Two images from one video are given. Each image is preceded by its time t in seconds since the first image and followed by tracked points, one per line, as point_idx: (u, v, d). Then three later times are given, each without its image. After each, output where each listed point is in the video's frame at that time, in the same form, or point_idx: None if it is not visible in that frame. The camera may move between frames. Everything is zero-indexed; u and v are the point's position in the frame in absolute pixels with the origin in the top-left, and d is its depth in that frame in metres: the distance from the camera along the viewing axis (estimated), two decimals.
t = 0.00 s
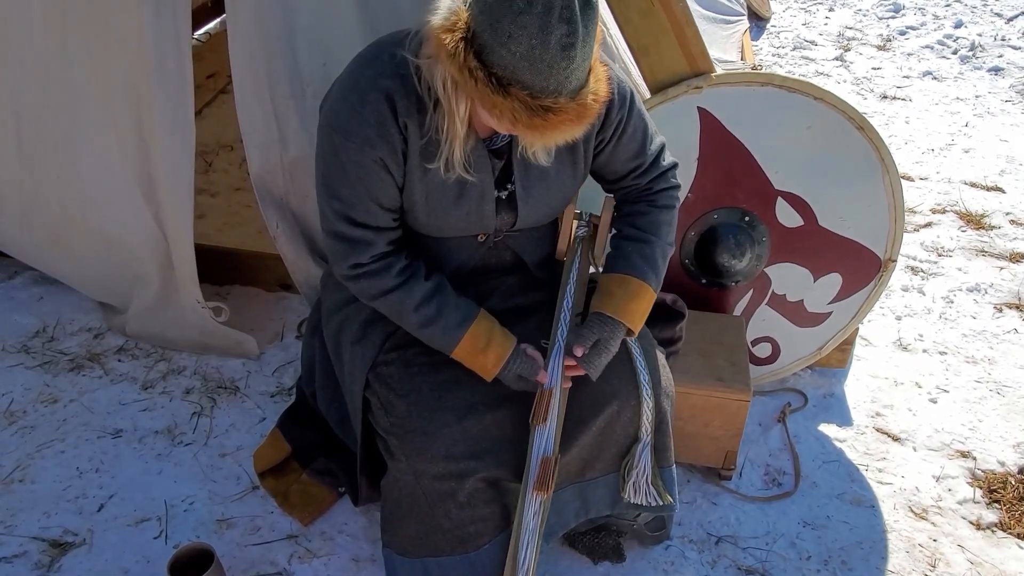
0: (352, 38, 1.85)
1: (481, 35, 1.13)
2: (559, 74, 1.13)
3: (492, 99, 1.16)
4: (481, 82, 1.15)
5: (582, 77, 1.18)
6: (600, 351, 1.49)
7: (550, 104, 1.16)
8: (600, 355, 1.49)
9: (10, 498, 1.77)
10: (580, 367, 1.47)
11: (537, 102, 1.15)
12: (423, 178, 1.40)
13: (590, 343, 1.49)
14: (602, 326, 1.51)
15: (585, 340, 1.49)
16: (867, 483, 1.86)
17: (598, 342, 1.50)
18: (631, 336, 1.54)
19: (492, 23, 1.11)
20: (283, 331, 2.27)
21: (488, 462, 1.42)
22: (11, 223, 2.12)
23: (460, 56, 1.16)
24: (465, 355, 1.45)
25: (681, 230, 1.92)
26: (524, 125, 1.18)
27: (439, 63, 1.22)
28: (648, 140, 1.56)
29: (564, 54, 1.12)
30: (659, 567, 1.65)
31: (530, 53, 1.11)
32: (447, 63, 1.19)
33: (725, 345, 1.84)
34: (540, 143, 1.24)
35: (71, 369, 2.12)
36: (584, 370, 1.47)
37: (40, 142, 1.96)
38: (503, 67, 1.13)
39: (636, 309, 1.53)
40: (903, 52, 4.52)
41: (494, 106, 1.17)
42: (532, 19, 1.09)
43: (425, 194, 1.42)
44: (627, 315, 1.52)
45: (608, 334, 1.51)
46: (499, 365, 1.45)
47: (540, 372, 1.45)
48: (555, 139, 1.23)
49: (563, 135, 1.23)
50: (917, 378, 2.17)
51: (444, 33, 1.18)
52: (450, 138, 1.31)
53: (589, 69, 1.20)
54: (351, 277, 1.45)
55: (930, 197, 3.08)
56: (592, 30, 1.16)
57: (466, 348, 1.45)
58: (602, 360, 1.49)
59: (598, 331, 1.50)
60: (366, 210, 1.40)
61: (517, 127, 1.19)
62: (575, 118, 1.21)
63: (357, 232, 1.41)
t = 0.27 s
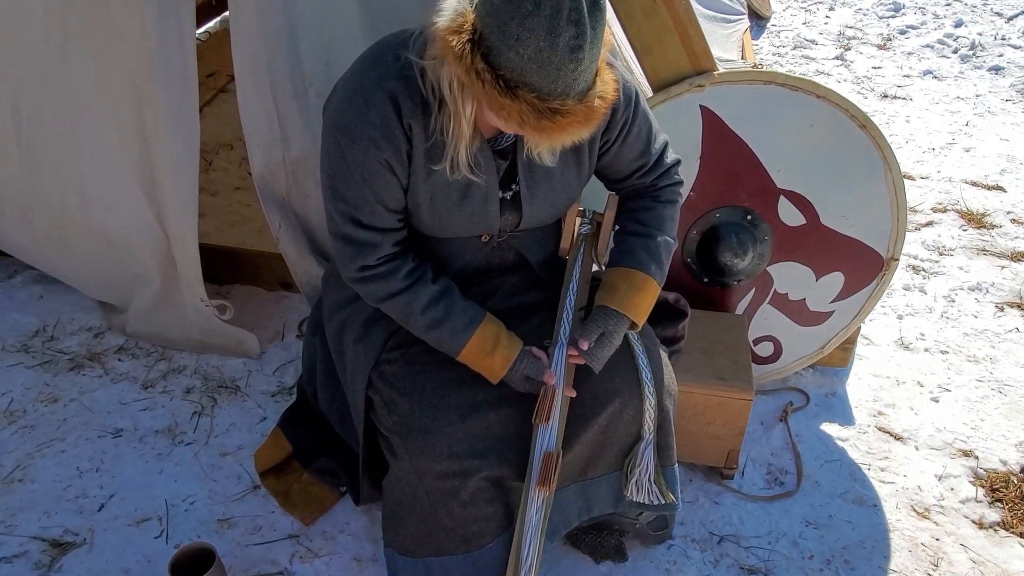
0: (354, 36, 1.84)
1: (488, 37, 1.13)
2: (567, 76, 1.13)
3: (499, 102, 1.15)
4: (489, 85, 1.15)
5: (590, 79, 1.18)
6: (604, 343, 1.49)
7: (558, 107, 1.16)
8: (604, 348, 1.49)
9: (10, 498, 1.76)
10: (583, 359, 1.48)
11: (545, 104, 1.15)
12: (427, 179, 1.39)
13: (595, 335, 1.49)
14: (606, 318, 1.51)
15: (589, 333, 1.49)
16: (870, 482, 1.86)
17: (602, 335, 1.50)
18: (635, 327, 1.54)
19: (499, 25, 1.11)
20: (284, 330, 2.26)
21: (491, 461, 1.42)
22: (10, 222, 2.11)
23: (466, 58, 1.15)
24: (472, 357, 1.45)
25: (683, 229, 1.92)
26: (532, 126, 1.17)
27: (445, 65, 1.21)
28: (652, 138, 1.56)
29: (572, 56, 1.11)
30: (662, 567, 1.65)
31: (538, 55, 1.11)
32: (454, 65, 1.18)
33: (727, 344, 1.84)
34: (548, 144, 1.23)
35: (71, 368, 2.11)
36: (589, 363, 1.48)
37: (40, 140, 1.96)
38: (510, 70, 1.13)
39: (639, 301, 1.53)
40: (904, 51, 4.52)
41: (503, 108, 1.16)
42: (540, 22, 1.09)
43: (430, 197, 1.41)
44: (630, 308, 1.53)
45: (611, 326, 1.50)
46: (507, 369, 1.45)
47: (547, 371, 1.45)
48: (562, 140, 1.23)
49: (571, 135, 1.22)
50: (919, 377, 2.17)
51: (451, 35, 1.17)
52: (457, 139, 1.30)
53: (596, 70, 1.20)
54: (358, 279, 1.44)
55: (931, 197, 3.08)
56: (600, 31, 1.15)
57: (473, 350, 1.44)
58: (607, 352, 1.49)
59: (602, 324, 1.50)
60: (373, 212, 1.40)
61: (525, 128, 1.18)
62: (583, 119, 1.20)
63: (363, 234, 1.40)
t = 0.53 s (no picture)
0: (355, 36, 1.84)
1: (483, 29, 1.13)
2: (561, 68, 1.12)
3: (493, 94, 1.15)
4: (483, 77, 1.14)
5: (586, 72, 1.17)
6: (603, 345, 1.49)
7: (552, 99, 1.15)
8: (603, 349, 1.49)
9: (10, 498, 1.76)
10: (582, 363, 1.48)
11: (539, 97, 1.14)
12: (428, 181, 1.39)
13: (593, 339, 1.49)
14: (604, 319, 1.51)
15: (587, 337, 1.48)
16: (870, 481, 1.86)
17: (600, 337, 1.50)
18: (634, 328, 1.54)
19: (493, 17, 1.11)
20: (284, 330, 2.26)
21: (493, 461, 1.42)
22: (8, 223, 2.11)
23: (462, 50, 1.15)
24: (472, 358, 1.45)
25: (684, 230, 1.92)
26: (525, 118, 1.16)
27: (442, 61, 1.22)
28: (652, 139, 1.56)
29: (566, 47, 1.11)
30: (663, 567, 1.65)
31: (532, 46, 1.10)
32: (450, 59, 1.18)
33: (729, 344, 1.84)
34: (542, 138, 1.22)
35: (71, 368, 2.11)
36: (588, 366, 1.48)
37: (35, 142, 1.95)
38: (504, 61, 1.13)
39: (637, 302, 1.53)
40: (903, 52, 4.52)
41: (495, 99, 1.16)
42: (533, 12, 1.09)
43: (431, 199, 1.41)
44: (628, 310, 1.53)
45: (609, 328, 1.50)
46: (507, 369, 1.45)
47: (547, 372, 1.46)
48: (557, 134, 1.21)
49: (566, 130, 1.21)
50: (919, 377, 2.17)
51: (448, 28, 1.18)
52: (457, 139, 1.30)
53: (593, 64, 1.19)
54: (360, 282, 1.44)
55: (930, 197, 3.08)
56: (596, 23, 1.15)
57: (473, 352, 1.44)
58: (605, 354, 1.49)
59: (600, 326, 1.50)
60: (375, 216, 1.39)
61: (518, 121, 1.17)
62: (578, 112, 1.19)
63: (365, 237, 1.40)
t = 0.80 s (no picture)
0: (357, 37, 1.84)
1: (478, 34, 1.14)
2: (555, 72, 1.13)
3: (488, 98, 1.16)
4: (478, 81, 1.15)
5: (581, 75, 1.18)
6: (607, 348, 1.49)
7: (547, 102, 1.16)
8: (607, 352, 1.49)
9: (13, 499, 1.76)
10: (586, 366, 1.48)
11: (533, 101, 1.15)
12: (431, 184, 1.39)
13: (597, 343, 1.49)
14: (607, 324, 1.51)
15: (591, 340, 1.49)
16: (871, 481, 1.87)
17: (604, 340, 1.50)
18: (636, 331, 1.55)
19: (488, 21, 1.12)
20: (286, 330, 2.26)
21: (496, 461, 1.42)
22: None
23: (457, 55, 1.16)
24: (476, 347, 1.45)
25: (685, 230, 1.93)
26: (519, 123, 1.17)
27: (439, 64, 1.23)
28: (653, 141, 1.56)
29: (560, 52, 1.11)
30: (665, 566, 1.65)
31: (526, 50, 1.11)
32: (447, 63, 1.19)
33: (730, 344, 1.85)
34: (537, 142, 1.22)
35: (73, 369, 2.11)
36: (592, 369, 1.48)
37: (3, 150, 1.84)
38: (499, 65, 1.13)
39: (640, 303, 1.54)
40: (902, 52, 4.53)
41: (489, 104, 1.16)
42: (527, 16, 1.09)
43: (433, 201, 1.42)
44: (632, 312, 1.53)
45: (612, 332, 1.51)
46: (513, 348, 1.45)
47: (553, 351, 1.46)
48: (551, 139, 1.22)
49: (561, 134, 1.21)
50: (920, 377, 2.18)
51: (445, 32, 1.19)
52: (456, 143, 1.31)
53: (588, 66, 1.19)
54: (361, 282, 1.45)
55: (930, 197, 3.09)
56: (591, 27, 1.15)
57: (477, 341, 1.45)
58: (609, 356, 1.50)
59: (603, 330, 1.50)
60: (378, 219, 1.40)
61: (512, 125, 1.18)
62: (572, 116, 1.19)
63: (368, 239, 1.40)
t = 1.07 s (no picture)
0: (356, 38, 1.84)
1: (475, 46, 1.14)
2: (553, 84, 1.13)
3: (487, 111, 1.16)
4: (477, 94, 1.15)
5: (579, 85, 1.18)
6: (624, 340, 1.50)
7: (546, 114, 1.16)
8: (625, 343, 1.50)
9: (12, 499, 1.76)
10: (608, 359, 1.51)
11: (533, 112, 1.15)
12: (430, 188, 1.39)
13: (612, 334, 1.51)
14: (619, 316, 1.52)
15: (607, 333, 1.51)
16: (870, 481, 1.87)
17: (620, 332, 1.51)
18: (656, 318, 1.54)
19: (485, 34, 1.12)
20: (285, 331, 2.26)
21: (495, 462, 1.43)
22: None
23: (455, 67, 1.16)
24: (477, 348, 1.46)
25: (684, 231, 1.93)
26: (520, 134, 1.17)
27: (437, 75, 1.22)
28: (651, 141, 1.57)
29: (558, 64, 1.11)
30: (664, 566, 1.66)
31: (524, 63, 1.11)
32: (444, 74, 1.19)
33: (728, 345, 1.85)
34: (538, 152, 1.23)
35: (72, 369, 2.11)
36: (614, 362, 1.50)
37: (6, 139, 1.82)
38: (497, 78, 1.13)
39: (649, 291, 1.53)
40: (900, 52, 4.54)
41: (490, 116, 1.16)
42: (523, 31, 1.09)
43: (432, 205, 1.42)
44: (644, 301, 1.53)
45: (628, 323, 1.51)
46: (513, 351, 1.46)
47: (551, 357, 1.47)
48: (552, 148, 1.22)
49: (562, 142, 1.22)
50: (917, 377, 2.18)
51: (441, 44, 1.18)
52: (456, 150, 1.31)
53: (586, 76, 1.20)
54: (359, 284, 1.45)
55: (927, 197, 3.10)
56: (587, 38, 1.15)
57: (477, 342, 1.45)
58: (630, 347, 1.50)
59: (617, 322, 1.52)
60: (376, 223, 1.40)
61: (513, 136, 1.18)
62: (572, 125, 1.20)
63: (366, 242, 1.40)
